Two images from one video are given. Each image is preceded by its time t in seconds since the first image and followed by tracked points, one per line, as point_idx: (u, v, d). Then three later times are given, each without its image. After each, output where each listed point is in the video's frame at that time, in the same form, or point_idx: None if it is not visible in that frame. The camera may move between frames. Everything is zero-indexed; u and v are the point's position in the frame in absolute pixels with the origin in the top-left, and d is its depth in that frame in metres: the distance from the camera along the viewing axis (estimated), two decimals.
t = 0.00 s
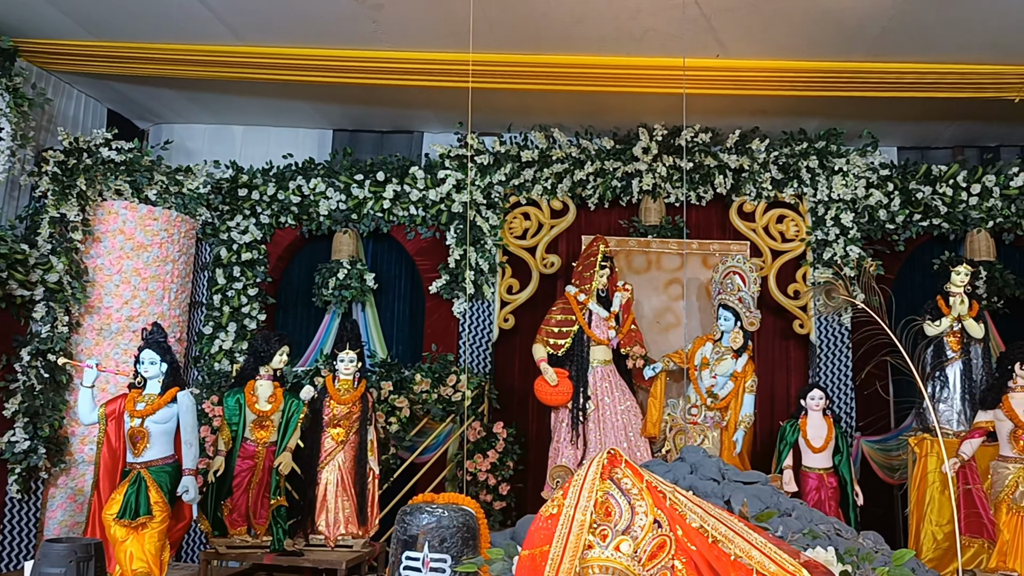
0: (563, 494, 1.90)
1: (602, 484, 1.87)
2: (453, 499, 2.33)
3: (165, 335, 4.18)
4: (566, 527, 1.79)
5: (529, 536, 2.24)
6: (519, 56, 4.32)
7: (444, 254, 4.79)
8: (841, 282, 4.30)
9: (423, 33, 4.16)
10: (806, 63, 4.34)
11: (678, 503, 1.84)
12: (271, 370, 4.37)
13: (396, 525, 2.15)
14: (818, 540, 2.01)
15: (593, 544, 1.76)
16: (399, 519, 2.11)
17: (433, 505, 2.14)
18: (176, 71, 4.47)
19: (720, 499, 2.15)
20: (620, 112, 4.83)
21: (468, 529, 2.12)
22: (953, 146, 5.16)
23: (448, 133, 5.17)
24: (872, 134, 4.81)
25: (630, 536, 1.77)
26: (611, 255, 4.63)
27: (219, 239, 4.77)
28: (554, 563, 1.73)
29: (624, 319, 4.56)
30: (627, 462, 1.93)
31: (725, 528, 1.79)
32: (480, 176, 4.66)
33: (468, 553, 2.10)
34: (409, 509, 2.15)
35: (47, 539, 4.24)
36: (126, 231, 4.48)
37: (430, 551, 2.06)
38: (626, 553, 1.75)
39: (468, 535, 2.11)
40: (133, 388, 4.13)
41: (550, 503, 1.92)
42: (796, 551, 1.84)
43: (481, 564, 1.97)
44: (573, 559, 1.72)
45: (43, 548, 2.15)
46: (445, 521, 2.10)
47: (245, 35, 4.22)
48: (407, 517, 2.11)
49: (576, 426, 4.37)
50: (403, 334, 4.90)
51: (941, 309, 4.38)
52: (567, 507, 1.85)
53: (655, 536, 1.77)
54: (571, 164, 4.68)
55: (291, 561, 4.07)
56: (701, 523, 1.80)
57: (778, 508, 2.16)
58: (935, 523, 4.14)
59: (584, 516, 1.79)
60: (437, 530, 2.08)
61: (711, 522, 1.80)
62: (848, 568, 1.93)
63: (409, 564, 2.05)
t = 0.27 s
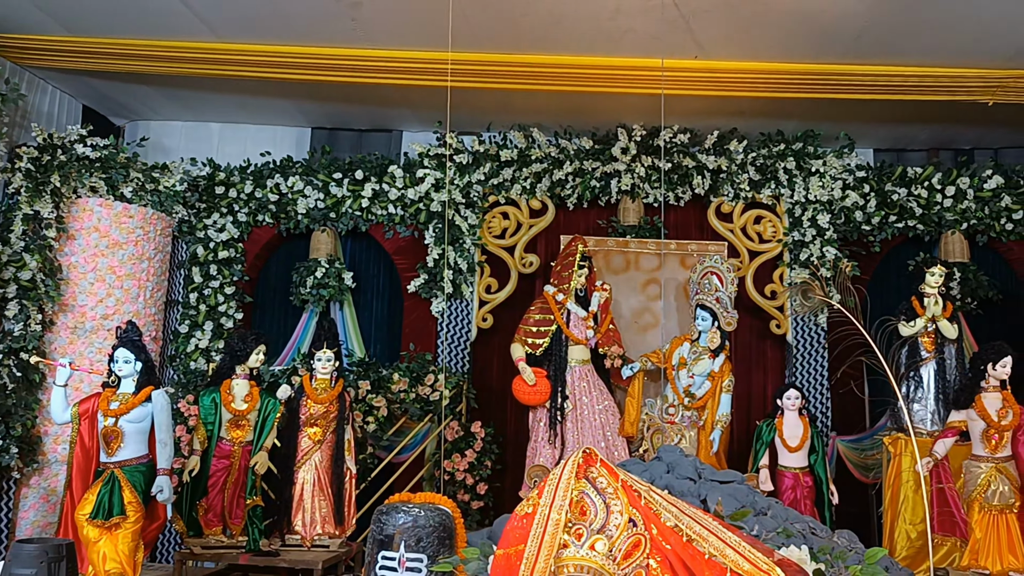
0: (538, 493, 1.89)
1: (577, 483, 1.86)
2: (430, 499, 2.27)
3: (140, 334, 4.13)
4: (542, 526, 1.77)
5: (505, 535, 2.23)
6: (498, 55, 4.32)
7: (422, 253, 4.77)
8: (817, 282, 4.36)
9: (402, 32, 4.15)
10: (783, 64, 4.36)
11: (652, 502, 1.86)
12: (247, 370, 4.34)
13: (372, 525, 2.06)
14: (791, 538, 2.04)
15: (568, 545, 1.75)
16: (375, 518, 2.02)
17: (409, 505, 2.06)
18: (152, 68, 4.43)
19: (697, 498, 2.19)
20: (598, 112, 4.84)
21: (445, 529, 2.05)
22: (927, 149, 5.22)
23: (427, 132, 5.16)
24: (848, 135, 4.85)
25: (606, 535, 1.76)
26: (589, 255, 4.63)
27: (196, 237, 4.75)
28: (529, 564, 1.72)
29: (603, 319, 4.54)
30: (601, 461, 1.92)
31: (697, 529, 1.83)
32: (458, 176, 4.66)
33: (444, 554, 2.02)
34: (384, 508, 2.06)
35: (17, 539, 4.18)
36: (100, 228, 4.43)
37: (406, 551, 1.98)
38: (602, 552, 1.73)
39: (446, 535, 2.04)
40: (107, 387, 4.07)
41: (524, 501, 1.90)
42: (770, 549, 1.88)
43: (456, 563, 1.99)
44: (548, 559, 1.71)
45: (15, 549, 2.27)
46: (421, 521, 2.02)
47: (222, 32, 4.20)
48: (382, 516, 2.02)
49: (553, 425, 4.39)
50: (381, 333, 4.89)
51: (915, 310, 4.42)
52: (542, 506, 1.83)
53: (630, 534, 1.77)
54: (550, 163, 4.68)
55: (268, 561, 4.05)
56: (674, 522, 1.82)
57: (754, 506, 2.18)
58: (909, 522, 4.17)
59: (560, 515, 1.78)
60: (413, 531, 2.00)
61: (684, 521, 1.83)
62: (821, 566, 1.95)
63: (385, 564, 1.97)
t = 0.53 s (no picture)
0: (516, 493, 1.84)
1: (553, 483, 1.81)
2: (407, 499, 2.31)
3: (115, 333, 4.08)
4: (518, 526, 1.72)
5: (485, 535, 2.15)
6: (478, 55, 4.32)
7: (401, 253, 4.80)
8: (793, 282, 4.53)
9: (381, 30, 4.14)
10: (761, 66, 4.39)
11: (630, 501, 1.82)
12: (225, 369, 4.32)
13: (348, 526, 2.04)
14: (766, 537, 2.03)
15: (546, 543, 1.69)
16: (352, 518, 2.01)
17: (387, 505, 2.04)
18: (129, 65, 4.40)
19: (674, 497, 2.16)
20: (578, 112, 4.85)
21: (423, 528, 2.03)
22: (904, 150, 5.27)
23: (407, 131, 5.15)
24: (825, 137, 4.89)
25: (582, 534, 1.71)
26: (569, 254, 4.63)
27: (173, 236, 4.71)
28: (506, 562, 1.66)
29: (582, 319, 4.55)
30: (578, 460, 1.86)
31: (673, 525, 1.79)
32: (438, 175, 4.65)
33: (422, 553, 2.01)
34: (362, 508, 2.04)
35: None
36: (76, 227, 4.39)
37: (383, 551, 1.96)
38: (578, 551, 1.69)
39: (423, 534, 2.02)
40: (82, 386, 4.02)
41: (501, 502, 1.86)
42: (744, 548, 1.87)
43: (434, 563, 1.94)
44: (525, 557, 1.65)
45: None
46: (398, 520, 2.00)
47: (199, 29, 4.17)
48: (359, 516, 2.01)
49: (532, 425, 4.39)
50: (360, 333, 4.88)
51: (891, 310, 4.44)
52: (518, 505, 1.77)
53: (606, 534, 1.72)
54: (529, 163, 4.69)
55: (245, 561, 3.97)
56: (652, 521, 1.78)
57: (731, 506, 2.16)
58: (884, 521, 4.20)
59: (537, 514, 1.72)
60: (390, 530, 1.99)
61: (661, 520, 1.79)
62: (796, 564, 1.92)
63: (362, 564, 1.94)
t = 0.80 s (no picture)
0: (493, 492, 1.71)
1: (530, 482, 1.69)
2: (387, 499, 2.29)
3: (91, 332, 4.02)
4: (495, 527, 1.61)
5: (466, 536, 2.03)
6: (459, 54, 4.32)
7: (383, 252, 4.76)
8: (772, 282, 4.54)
9: (361, 29, 4.13)
10: (741, 67, 4.41)
11: (607, 500, 1.67)
12: (203, 368, 4.31)
13: (327, 525, 2.03)
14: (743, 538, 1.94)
15: (522, 543, 1.59)
16: (330, 518, 2.00)
17: (365, 505, 2.03)
18: (107, 62, 4.36)
19: (653, 498, 2.03)
20: (559, 111, 4.85)
21: (400, 529, 2.02)
22: (883, 151, 5.30)
23: (388, 130, 5.15)
24: (805, 138, 4.91)
25: (559, 534, 1.61)
26: (549, 254, 4.64)
27: (151, 234, 4.68)
28: (482, 561, 1.56)
29: (562, 319, 4.57)
30: (557, 459, 1.74)
31: (651, 525, 1.63)
32: (419, 174, 4.64)
33: (401, 553, 1.99)
34: (340, 508, 2.03)
35: None
36: (53, 225, 4.32)
37: (361, 551, 1.94)
38: (555, 551, 1.58)
39: (401, 535, 2.01)
40: (58, 386, 3.95)
41: (479, 502, 1.73)
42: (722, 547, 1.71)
43: (413, 563, 1.85)
44: (501, 557, 1.55)
45: None
46: (376, 520, 1.99)
47: (178, 26, 4.14)
48: (338, 516, 2.00)
49: (513, 424, 4.38)
50: (341, 332, 4.86)
51: (870, 310, 4.49)
52: (496, 504, 1.66)
53: (584, 533, 1.61)
54: (510, 163, 4.69)
55: (223, 561, 3.95)
56: (630, 520, 1.63)
57: (708, 506, 2.04)
58: (862, 519, 4.23)
59: (515, 514, 1.61)
60: (369, 530, 1.98)
61: (639, 518, 1.64)
62: (772, 563, 1.88)
63: (341, 564, 1.92)
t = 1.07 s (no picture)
0: (473, 492, 1.78)
1: (511, 482, 1.76)
2: (368, 498, 2.23)
3: (71, 331, 3.96)
4: (476, 526, 1.67)
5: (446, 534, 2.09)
6: (440, 53, 4.31)
7: (365, 251, 4.81)
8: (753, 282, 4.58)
9: (343, 27, 4.12)
10: (722, 68, 4.43)
11: (588, 501, 1.77)
12: (183, 368, 4.28)
13: (309, 526, 1.99)
14: (722, 535, 2.00)
15: (503, 542, 1.65)
16: (312, 518, 1.96)
17: (346, 505, 2.00)
18: (85, 59, 4.32)
19: (634, 497, 2.10)
20: (542, 111, 4.86)
21: (383, 529, 1.99)
22: (863, 152, 5.34)
23: (370, 129, 5.14)
24: (787, 138, 4.93)
25: (540, 533, 1.67)
26: (532, 253, 4.64)
27: (132, 233, 4.65)
28: (463, 561, 1.61)
29: (544, 318, 4.57)
30: (537, 459, 1.82)
31: (632, 526, 1.76)
32: (401, 173, 4.63)
33: (383, 553, 1.97)
34: (322, 508, 1.99)
35: None
36: (31, 223, 4.28)
37: (343, 550, 1.93)
38: (536, 550, 1.64)
39: (383, 535, 1.98)
40: (36, 386, 3.91)
41: (459, 502, 1.80)
42: (703, 547, 1.82)
43: (393, 563, 1.90)
44: (483, 556, 1.61)
45: None
46: (359, 520, 1.96)
47: (158, 23, 4.11)
48: (319, 516, 1.95)
49: (495, 424, 4.38)
50: (323, 332, 4.85)
51: (850, 310, 4.49)
52: (478, 505, 1.72)
53: (564, 533, 1.68)
54: (493, 162, 4.68)
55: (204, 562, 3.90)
56: (608, 519, 1.74)
57: (689, 504, 2.11)
58: (842, 517, 4.25)
59: (496, 514, 1.68)
60: (351, 530, 1.95)
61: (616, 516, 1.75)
62: (752, 562, 1.91)
63: (322, 564, 1.91)
